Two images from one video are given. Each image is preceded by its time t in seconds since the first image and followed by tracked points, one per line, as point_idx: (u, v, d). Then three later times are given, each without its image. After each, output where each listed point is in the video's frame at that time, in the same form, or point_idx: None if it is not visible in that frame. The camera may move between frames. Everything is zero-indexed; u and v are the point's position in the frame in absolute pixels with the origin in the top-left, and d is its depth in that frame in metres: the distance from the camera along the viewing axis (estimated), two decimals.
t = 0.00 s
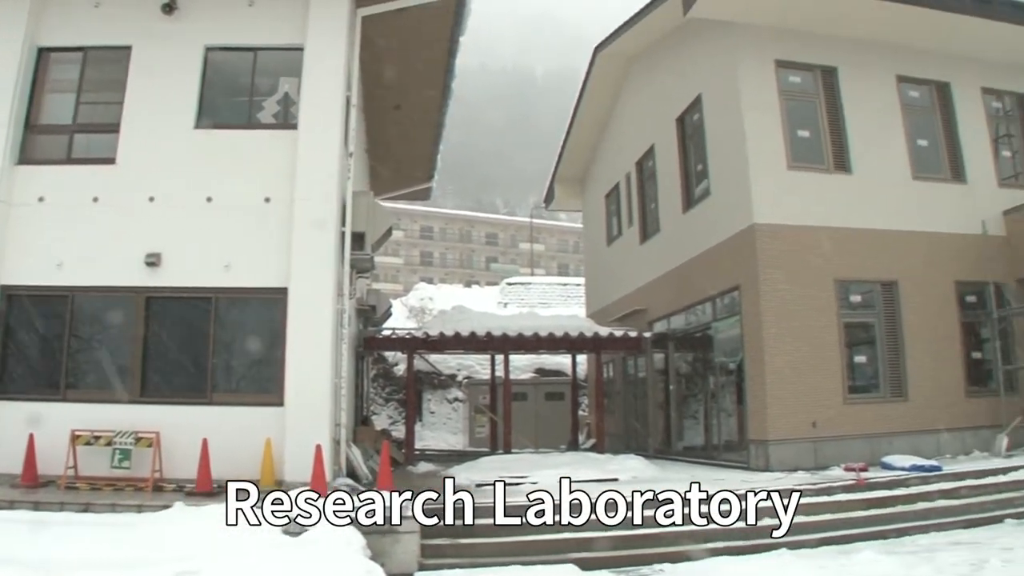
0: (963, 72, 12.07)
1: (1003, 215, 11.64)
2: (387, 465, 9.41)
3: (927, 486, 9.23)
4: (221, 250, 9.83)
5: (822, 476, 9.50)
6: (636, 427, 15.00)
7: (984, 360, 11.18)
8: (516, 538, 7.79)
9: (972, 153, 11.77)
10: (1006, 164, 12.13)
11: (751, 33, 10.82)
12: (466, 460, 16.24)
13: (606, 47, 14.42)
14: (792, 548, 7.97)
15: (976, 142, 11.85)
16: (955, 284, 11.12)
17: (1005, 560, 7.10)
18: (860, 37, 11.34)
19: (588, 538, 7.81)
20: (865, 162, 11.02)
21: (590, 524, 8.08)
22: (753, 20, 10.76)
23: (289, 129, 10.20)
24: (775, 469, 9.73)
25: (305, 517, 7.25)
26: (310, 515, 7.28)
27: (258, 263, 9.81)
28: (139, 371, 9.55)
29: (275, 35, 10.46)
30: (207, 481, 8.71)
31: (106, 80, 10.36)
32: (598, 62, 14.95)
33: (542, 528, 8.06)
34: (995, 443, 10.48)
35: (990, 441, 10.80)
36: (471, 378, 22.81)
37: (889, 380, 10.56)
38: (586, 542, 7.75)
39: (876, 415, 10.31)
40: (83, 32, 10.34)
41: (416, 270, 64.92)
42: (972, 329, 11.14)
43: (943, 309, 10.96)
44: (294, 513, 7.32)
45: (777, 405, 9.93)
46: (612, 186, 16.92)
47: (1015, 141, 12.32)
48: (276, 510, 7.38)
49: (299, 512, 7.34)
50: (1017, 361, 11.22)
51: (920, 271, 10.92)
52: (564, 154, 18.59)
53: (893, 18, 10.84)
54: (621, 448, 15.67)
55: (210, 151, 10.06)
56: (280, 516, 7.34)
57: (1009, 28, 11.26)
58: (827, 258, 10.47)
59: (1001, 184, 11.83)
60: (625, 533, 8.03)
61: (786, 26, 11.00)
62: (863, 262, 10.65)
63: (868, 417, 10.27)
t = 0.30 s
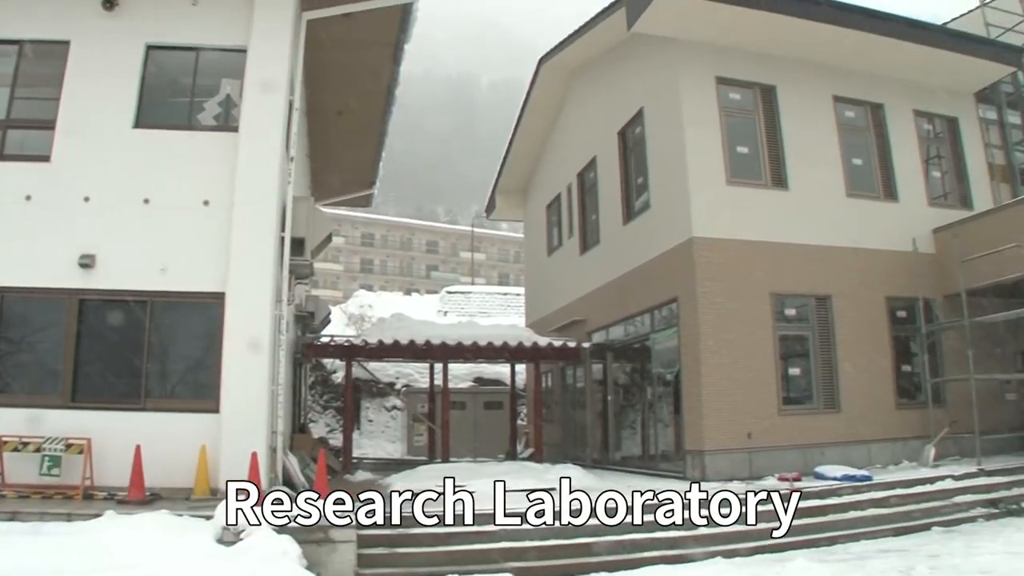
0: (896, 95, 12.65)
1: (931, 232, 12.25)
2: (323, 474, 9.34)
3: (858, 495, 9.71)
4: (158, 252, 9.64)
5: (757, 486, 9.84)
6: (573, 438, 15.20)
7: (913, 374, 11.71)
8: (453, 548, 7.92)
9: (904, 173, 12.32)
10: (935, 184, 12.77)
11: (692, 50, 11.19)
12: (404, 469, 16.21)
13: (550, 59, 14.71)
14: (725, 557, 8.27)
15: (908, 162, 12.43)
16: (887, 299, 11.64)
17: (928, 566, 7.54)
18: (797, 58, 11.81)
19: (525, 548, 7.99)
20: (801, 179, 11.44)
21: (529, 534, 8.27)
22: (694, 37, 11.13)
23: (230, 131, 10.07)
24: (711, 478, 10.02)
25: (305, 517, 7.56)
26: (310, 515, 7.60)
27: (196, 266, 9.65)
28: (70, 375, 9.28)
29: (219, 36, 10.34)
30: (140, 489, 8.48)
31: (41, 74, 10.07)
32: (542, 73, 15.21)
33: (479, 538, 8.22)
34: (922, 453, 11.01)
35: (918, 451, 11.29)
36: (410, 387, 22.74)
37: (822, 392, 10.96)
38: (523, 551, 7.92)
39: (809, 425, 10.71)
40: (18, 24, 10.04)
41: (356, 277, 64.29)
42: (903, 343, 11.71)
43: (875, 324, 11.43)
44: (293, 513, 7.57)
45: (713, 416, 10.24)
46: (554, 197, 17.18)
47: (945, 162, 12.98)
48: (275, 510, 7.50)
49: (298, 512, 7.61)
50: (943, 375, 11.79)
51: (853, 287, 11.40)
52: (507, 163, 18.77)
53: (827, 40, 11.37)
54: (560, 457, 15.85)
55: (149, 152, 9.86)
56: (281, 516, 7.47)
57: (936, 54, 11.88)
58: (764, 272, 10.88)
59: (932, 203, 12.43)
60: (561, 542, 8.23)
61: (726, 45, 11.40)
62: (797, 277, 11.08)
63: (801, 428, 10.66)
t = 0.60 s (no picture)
0: (852, 109, 13.00)
1: (883, 243, 12.57)
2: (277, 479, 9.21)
3: (811, 501, 10.03)
4: (111, 253, 9.49)
5: (711, 493, 10.07)
6: (529, 443, 15.30)
7: (865, 382, 11.95)
8: (411, 555, 8.20)
9: (857, 185, 12.59)
10: (888, 197, 13.03)
11: (650, 61, 11.45)
12: (359, 474, 16.20)
13: (511, 66, 14.91)
14: (680, 562, 8.57)
15: (861, 175, 12.70)
16: (840, 309, 11.91)
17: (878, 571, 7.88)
18: (754, 72, 12.13)
19: (481, 554, 8.25)
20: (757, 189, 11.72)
21: (484, 539, 8.52)
22: (653, 49, 11.40)
23: (188, 132, 9.98)
24: (666, 485, 10.20)
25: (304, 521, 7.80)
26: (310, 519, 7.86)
27: (148, 267, 9.53)
28: (18, 377, 9.08)
29: (178, 36, 10.24)
30: (89, 495, 8.33)
31: None
32: (503, 78, 15.32)
33: (435, 544, 8.46)
34: (874, 460, 11.31)
35: (870, 458, 11.57)
36: (366, 392, 22.64)
37: (776, 401, 11.20)
38: (480, 557, 8.22)
39: (763, 432, 10.95)
40: None
41: (313, 281, 63.59)
42: (856, 352, 11.96)
43: (828, 334, 11.72)
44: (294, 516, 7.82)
45: (668, 423, 10.43)
46: (512, 203, 17.30)
47: (897, 175, 13.24)
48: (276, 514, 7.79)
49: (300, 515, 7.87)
50: (895, 385, 12.06)
51: (807, 297, 11.67)
52: (467, 168, 18.86)
53: (782, 53, 11.71)
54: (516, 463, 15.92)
55: (103, 151, 9.70)
56: (281, 517, 7.76)
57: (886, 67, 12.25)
58: (722, 282, 11.15)
59: (884, 215, 12.73)
60: (517, 548, 8.47)
61: (684, 56, 11.68)
62: (752, 287, 11.35)
63: (754, 435, 10.89)
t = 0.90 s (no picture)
0: (812, 119, 13.23)
1: (839, 252, 12.87)
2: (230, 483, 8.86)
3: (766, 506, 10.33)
4: (65, 252, 9.33)
5: (668, 498, 10.30)
6: (487, 448, 15.37)
7: (819, 390, 12.32)
8: (369, 560, 8.29)
9: (814, 195, 12.85)
10: (844, 208, 13.28)
11: (611, 68, 11.59)
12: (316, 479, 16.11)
13: (473, 71, 14.90)
14: (636, 567, 8.74)
15: (818, 185, 12.93)
16: (794, 317, 12.19)
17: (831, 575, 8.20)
18: (714, 83, 12.38)
19: (437, 559, 8.39)
20: (717, 197, 11.94)
21: (441, 545, 8.65)
22: (615, 57, 11.54)
23: (147, 131, 9.87)
24: (623, 490, 10.38)
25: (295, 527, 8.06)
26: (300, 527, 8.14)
27: (103, 267, 9.39)
28: None
29: (139, 32, 10.12)
30: (40, 499, 8.19)
31: None
32: (466, 82, 15.28)
33: (392, 549, 8.57)
34: (827, 467, 11.64)
35: (823, 464, 11.91)
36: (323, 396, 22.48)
37: (732, 408, 11.45)
38: (436, 562, 8.35)
39: (718, 438, 11.20)
40: None
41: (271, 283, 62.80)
42: (811, 360, 12.30)
43: (783, 342, 12.01)
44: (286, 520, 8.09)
45: (626, 429, 10.61)
46: (473, 208, 17.31)
47: (853, 187, 13.49)
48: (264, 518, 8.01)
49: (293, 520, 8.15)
50: (848, 392, 12.41)
51: (763, 305, 11.95)
52: (428, 172, 18.85)
53: (742, 65, 11.96)
54: (474, 468, 15.99)
55: (59, 148, 9.54)
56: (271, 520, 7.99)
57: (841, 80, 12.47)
58: (681, 288, 11.35)
59: (840, 225, 13.03)
60: (474, 553, 8.62)
61: (646, 65, 11.87)
62: (710, 295, 11.59)
63: (709, 441, 11.14)
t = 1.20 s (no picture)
0: (766, 127, 13.60)
1: (793, 258, 13.28)
2: (182, 483, 8.66)
3: (719, 508, 10.65)
4: (15, 247, 9.15)
5: (622, 499, 10.54)
6: (442, 447, 15.42)
7: (773, 393, 12.68)
8: (322, 560, 8.34)
9: (769, 201, 13.24)
10: (799, 214, 13.71)
11: (570, 73, 11.75)
12: (269, 479, 15.99)
13: (432, 73, 14.70)
14: (589, 568, 8.93)
15: (773, 191, 13.34)
16: (748, 321, 12.56)
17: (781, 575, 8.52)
18: (672, 90, 12.65)
19: (390, 560, 8.48)
20: (672, 203, 12.20)
21: (396, 546, 8.74)
22: (574, 60, 11.74)
23: (102, 123, 9.73)
24: (578, 491, 10.57)
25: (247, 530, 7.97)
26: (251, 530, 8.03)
27: (54, 262, 9.23)
28: None
29: (94, 23, 9.96)
30: None
31: None
32: (424, 84, 15.09)
33: (346, 550, 8.62)
34: (780, 469, 12.00)
35: (776, 466, 12.27)
36: (278, 395, 22.25)
37: (686, 411, 11.73)
38: (388, 563, 8.43)
39: (672, 440, 11.47)
40: None
41: (226, 282, 61.76)
42: (764, 363, 12.66)
43: (736, 347, 12.33)
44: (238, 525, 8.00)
45: (580, 431, 10.81)
46: (430, 209, 17.22)
47: (808, 194, 13.93)
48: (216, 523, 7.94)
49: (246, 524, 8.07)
50: (799, 395, 12.81)
51: (716, 309, 12.26)
52: (386, 174, 18.71)
53: (699, 71, 12.24)
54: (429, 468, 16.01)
55: (9, 140, 9.35)
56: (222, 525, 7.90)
57: (792, 88, 12.85)
58: (636, 292, 11.58)
59: (794, 232, 13.43)
60: (428, 554, 8.72)
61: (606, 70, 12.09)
62: (667, 300, 11.84)
63: (663, 443, 11.39)
